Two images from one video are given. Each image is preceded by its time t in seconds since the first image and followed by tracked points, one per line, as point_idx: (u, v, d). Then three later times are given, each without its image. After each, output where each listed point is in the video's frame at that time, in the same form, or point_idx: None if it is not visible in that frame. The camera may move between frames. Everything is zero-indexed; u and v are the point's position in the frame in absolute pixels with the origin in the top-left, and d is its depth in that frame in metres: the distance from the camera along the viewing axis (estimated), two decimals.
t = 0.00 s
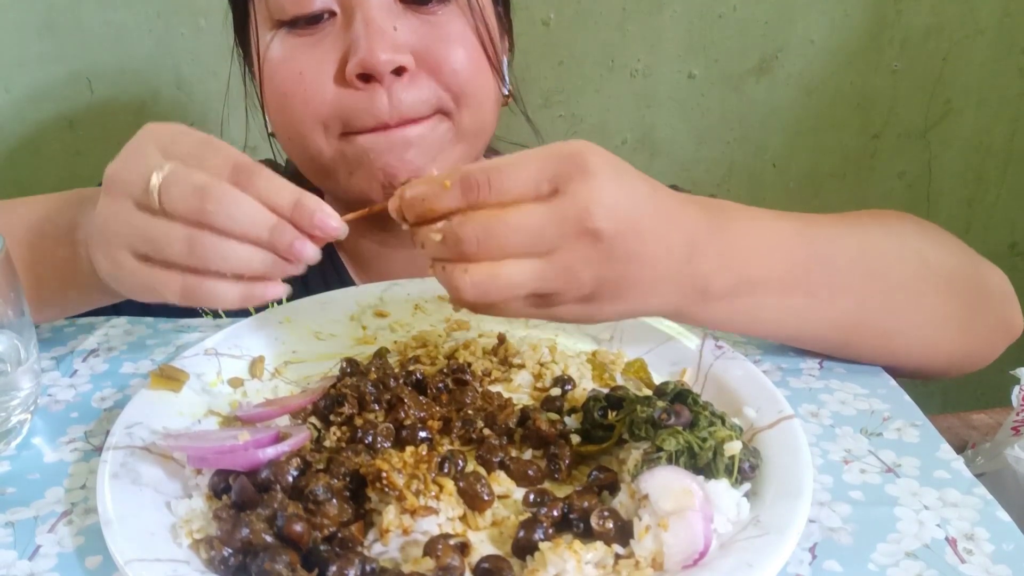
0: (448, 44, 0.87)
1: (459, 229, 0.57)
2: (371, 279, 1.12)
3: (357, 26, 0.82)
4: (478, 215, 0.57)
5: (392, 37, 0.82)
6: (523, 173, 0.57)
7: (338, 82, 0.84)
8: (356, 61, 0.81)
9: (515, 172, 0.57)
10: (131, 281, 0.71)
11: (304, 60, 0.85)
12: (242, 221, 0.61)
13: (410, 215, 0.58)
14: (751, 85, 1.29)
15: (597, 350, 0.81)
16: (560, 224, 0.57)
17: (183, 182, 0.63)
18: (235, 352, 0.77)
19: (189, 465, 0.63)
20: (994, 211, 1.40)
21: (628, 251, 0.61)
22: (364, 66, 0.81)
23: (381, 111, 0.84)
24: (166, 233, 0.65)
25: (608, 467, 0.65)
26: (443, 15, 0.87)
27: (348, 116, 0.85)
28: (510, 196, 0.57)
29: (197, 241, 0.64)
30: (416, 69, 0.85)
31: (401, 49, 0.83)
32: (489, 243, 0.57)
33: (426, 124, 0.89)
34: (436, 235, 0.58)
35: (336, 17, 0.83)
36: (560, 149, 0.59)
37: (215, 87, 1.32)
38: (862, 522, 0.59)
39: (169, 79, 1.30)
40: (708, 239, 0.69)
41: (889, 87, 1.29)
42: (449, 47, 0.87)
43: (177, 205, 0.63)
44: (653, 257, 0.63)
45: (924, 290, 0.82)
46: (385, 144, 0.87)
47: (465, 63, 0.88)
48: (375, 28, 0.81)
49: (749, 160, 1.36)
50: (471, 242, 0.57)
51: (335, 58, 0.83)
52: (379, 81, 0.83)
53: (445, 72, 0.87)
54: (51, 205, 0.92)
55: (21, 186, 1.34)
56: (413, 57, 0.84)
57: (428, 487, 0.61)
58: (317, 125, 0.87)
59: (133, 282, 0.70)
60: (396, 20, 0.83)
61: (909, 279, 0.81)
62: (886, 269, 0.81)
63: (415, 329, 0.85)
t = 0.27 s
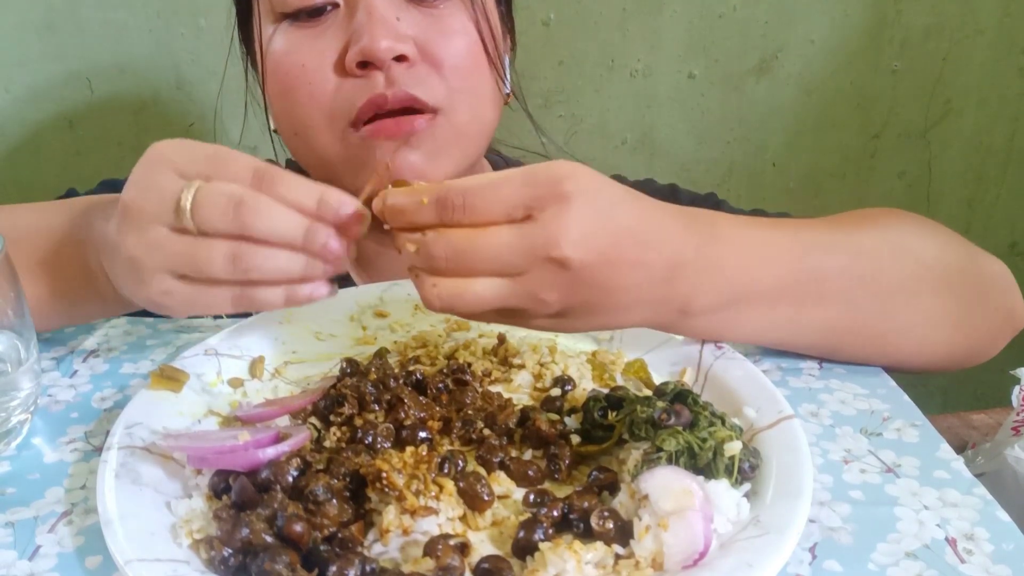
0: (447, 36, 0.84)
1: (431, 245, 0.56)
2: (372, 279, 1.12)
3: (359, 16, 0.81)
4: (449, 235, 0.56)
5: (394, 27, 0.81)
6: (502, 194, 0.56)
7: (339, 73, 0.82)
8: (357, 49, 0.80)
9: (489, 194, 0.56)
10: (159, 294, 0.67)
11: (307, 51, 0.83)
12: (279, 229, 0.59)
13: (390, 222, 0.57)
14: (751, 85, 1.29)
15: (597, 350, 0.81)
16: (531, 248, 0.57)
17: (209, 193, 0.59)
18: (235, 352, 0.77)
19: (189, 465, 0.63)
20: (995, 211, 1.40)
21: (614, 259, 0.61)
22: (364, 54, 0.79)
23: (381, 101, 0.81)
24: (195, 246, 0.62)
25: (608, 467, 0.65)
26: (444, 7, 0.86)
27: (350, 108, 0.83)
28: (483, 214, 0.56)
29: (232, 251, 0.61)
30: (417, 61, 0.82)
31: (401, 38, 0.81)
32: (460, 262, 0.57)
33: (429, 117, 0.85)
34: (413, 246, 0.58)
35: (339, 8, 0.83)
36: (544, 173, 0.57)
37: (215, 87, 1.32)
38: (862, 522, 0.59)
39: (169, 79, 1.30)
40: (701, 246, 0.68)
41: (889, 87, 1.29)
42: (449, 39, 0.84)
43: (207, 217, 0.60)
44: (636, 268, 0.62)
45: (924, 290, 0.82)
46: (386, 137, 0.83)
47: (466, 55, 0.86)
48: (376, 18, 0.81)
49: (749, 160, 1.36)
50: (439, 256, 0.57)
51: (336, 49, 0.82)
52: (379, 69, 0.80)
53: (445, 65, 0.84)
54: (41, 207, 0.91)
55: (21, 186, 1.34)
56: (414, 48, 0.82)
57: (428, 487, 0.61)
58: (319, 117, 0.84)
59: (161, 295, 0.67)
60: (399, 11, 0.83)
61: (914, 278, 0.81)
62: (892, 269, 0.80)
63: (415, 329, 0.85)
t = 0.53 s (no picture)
0: (478, 32, 0.90)
1: (451, 150, 0.62)
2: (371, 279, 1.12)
3: (397, 9, 0.87)
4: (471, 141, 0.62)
5: (430, 20, 0.88)
6: (518, 113, 0.62)
7: (374, 62, 0.87)
8: (394, 37, 0.85)
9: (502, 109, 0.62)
10: (125, 251, 0.75)
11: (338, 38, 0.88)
12: (217, 169, 0.66)
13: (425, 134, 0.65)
14: (752, 84, 1.29)
15: (597, 349, 0.81)
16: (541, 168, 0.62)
17: (148, 142, 0.68)
18: (235, 352, 0.77)
19: (189, 465, 0.63)
20: (995, 212, 1.40)
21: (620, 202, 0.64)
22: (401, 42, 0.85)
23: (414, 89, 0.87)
24: (143, 194, 0.70)
25: (608, 467, 0.65)
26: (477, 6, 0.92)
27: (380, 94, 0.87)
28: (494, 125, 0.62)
29: (177, 196, 0.68)
30: (451, 52, 0.89)
31: (437, 31, 0.87)
32: (479, 169, 0.62)
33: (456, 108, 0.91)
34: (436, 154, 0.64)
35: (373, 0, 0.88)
36: (558, 101, 0.62)
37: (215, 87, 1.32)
38: (862, 522, 0.59)
39: (169, 79, 1.30)
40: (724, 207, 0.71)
41: (889, 87, 1.29)
42: (479, 35, 0.91)
43: (147, 164, 0.69)
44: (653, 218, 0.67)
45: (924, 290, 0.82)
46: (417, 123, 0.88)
47: (493, 51, 0.92)
48: (414, 10, 0.87)
49: (749, 161, 1.36)
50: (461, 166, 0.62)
51: (371, 39, 0.87)
52: (415, 58, 0.86)
53: (476, 59, 0.90)
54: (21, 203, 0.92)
55: (21, 187, 1.34)
56: (449, 40, 0.88)
57: (428, 488, 0.61)
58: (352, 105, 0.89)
59: (127, 252, 0.75)
60: (434, 6, 0.89)
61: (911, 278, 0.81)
62: (888, 269, 0.81)
63: (415, 329, 0.85)
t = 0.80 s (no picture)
0: (515, 46, 0.87)
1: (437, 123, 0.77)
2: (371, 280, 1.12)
3: (437, 18, 0.82)
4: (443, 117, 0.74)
5: (469, 32, 0.83)
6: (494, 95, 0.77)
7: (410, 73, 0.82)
8: (433, 49, 0.81)
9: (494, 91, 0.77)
10: (129, 260, 0.75)
11: (374, 42, 0.82)
12: (222, 178, 0.67)
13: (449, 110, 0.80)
14: (752, 84, 1.29)
15: (597, 349, 0.81)
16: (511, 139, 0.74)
17: (151, 153, 0.68)
18: (236, 352, 0.77)
19: (189, 465, 0.62)
20: (995, 212, 1.40)
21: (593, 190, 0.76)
22: (440, 56, 0.80)
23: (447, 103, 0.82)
24: (147, 204, 0.70)
25: (608, 467, 0.65)
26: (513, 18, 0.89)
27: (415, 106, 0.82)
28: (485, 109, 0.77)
29: (183, 206, 0.68)
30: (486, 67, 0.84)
31: (476, 44, 0.83)
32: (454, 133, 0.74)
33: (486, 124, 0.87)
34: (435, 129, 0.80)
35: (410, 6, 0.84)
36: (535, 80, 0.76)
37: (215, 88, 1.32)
38: (862, 522, 0.59)
39: (169, 79, 1.30)
40: (695, 177, 0.78)
41: (889, 87, 1.29)
42: (516, 49, 0.87)
43: (151, 175, 0.69)
44: (626, 191, 0.77)
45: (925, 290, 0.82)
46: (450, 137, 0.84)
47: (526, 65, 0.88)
48: (456, 20, 0.82)
49: (749, 161, 1.36)
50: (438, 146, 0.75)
51: (408, 47, 0.82)
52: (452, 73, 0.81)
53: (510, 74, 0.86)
54: (19, 205, 0.93)
55: (21, 187, 1.34)
56: (485, 54, 0.84)
57: (428, 487, 0.61)
58: (381, 114, 0.83)
59: (131, 261, 0.75)
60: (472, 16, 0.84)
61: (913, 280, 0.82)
62: (886, 269, 0.81)
63: (415, 329, 0.85)
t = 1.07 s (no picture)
0: (509, 46, 0.87)
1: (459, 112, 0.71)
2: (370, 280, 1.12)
3: (431, 18, 0.82)
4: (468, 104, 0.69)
5: (464, 31, 0.83)
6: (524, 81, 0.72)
7: (405, 72, 0.82)
8: (426, 49, 0.81)
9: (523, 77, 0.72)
10: (126, 253, 0.75)
11: (369, 41, 0.83)
12: (220, 173, 0.67)
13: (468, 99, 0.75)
14: (752, 84, 1.29)
15: (597, 349, 0.81)
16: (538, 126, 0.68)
17: (148, 146, 0.68)
18: (235, 352, 0.77)
19: (189, 465, 0.62)
20: (995, 211, 1.40)
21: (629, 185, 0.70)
22: (433, 56, 0.80)
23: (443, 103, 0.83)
24: (144, 197, 0.69)
25: (608, 467, 0.65)
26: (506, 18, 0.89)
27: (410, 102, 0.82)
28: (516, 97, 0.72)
29: (180, 199, 0.68)
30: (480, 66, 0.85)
31: (470, 43, 0.83)
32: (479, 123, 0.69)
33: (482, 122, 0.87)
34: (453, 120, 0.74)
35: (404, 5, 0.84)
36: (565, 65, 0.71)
37: (215, 87, 1.32)
38: (862, 522, 0.59)
39: (169, 79, 1.30)
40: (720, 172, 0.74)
41: (889, 87, 1.29)
42: (510, 49, 0.87)
43: (149, 168, 0.68)
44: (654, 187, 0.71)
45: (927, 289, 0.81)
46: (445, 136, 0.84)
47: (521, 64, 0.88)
48: (450, 19, 0.82)
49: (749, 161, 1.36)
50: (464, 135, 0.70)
51: (402, 46, 0.82)
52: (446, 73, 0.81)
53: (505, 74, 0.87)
54: (19, 204, 0.93)
55: (21, 186, 1.34)
56: (480, 54, 0.84)
57: (428, 487, 0.61)
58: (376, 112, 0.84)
59: (128, 254, 0.74)
60: (467, 15, 0.84)
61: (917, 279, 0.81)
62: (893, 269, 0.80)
63: (415, 329, 0.84)
